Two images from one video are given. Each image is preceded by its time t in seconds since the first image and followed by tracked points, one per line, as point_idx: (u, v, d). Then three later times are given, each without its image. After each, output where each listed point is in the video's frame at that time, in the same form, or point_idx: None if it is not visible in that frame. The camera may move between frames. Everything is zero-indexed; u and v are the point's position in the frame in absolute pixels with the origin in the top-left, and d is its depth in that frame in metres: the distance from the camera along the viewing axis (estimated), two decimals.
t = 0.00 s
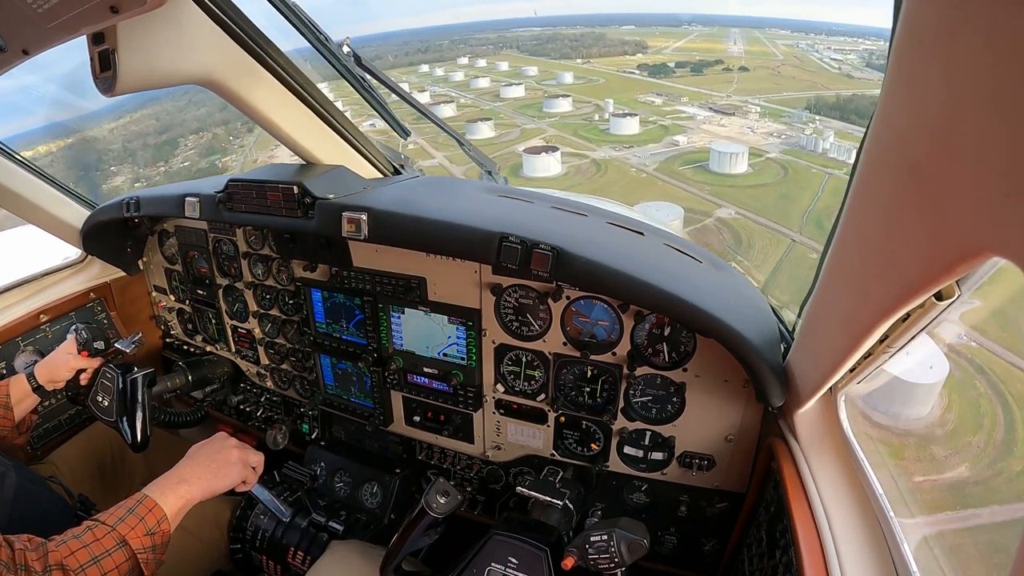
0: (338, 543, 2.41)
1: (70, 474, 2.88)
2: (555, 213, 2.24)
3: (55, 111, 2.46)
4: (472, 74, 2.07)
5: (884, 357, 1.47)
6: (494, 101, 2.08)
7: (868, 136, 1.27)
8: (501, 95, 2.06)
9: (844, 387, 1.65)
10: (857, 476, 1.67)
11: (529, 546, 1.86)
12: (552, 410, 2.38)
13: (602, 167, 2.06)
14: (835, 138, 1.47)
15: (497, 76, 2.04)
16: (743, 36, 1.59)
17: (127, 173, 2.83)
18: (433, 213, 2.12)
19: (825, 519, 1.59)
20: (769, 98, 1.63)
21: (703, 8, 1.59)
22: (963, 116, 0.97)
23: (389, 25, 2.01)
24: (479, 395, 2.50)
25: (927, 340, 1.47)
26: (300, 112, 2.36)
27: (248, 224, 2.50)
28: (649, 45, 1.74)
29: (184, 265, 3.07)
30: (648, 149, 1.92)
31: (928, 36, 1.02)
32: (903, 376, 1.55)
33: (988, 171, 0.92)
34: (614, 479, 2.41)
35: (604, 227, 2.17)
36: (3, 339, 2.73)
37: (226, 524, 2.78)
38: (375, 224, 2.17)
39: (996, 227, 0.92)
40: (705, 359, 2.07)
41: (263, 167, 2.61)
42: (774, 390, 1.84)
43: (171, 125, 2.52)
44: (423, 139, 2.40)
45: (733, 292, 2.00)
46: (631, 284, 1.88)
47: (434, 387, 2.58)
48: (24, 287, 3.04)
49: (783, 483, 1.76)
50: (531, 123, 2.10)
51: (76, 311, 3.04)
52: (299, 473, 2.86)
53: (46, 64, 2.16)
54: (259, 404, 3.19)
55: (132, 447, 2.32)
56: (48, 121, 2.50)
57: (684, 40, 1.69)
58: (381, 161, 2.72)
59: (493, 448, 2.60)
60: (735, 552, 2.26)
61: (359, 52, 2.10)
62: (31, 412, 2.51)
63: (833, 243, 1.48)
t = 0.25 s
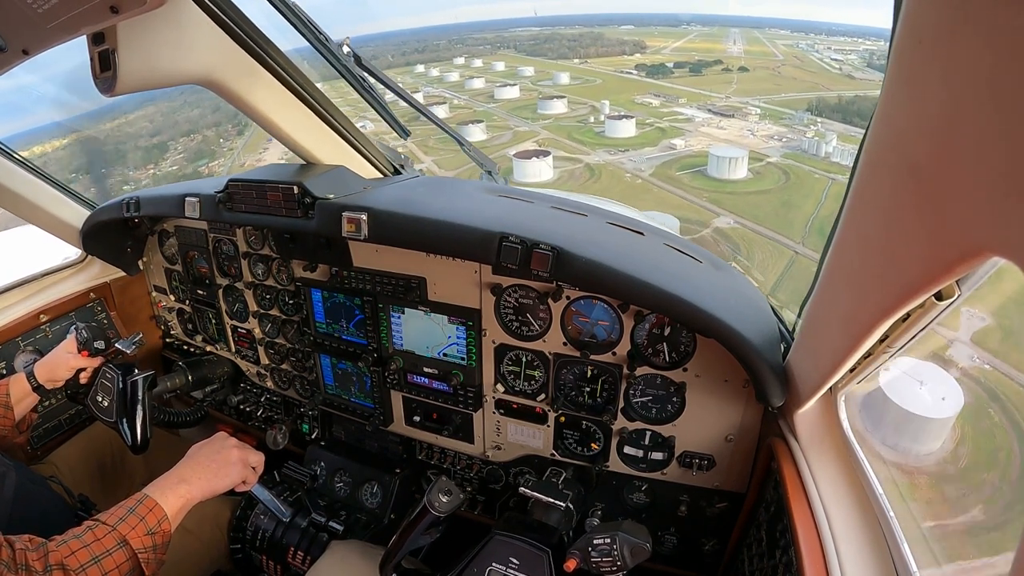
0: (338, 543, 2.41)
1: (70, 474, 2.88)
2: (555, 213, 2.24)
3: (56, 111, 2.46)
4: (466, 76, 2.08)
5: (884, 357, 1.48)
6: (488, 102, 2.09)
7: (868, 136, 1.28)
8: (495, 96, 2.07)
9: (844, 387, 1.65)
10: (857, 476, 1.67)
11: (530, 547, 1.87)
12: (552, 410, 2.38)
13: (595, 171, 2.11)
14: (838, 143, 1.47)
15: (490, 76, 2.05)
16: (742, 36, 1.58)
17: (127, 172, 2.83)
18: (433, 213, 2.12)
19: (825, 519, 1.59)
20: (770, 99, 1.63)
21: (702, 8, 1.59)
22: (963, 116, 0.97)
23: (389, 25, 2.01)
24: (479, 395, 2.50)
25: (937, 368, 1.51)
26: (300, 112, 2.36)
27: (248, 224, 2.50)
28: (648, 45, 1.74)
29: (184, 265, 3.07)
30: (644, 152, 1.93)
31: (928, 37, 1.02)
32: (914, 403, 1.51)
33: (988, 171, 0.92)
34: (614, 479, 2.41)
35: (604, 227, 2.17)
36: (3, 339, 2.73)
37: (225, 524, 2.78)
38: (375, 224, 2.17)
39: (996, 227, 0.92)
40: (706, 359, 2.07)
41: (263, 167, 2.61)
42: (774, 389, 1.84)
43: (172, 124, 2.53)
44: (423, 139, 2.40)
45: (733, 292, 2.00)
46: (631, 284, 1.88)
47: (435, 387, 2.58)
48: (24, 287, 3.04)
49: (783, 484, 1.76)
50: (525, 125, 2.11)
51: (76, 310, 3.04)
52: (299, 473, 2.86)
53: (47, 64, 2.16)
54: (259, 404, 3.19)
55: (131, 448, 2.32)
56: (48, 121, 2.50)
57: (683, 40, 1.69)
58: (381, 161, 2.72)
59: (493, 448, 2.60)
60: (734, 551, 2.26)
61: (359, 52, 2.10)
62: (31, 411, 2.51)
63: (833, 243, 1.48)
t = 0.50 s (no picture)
0: (338, 543, 2.41)
1: (70, 473, 2.88)
2: (555, 213, 2.24)
3: (56, 111, 2.46)
4: (461, 77, 2.10)
5: (884, 357, 1.47)
6: (482, 104, 2.11)
7: (868, 136, 1.27)
8: (490, 97, 2.09)
9: (844, 387, 1.65)
10: (857, 476, 1.67)
11: (531, 547, 1.87)
12: (552, 410, 2.38)
13: (588, 177, 2.15)
14: (841, 147, 1.45)
15: (484, 78, 2.08)
16: (742, 35, 1.58)
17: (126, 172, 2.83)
18: (433, 213, 2.12)
19: (826, 519, 1.59)
20: (771, 100, 1.63)
21: (704, 8, 1.59)
22: (963, 116, 0.97)
23: (390, 25, 2.01)
24: (479, 395, 2.50)
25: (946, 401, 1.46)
26: (300, 112, 2.36)
27: (248, 224, 2.50)
28: (647, 45, 1.74)
29: (185, 265, 3.07)
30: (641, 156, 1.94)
31: (928, 36, 1.02)
32: (927, 443, 1.46)
33: (988, 172, 0.92)
34: (614, 479, 2.41)
35: (604, 227, 2.17)
36: (3, 339, 2.73)
37: (225, 524, 2.78)
38: (375, 224, 2.17)
39: (996, 227, 0.92)
40: (706, 358, 2.07)
41: (263, 167, 2.61)
42: (774, 389, 1.84)
43: (172, 124, 2.53)
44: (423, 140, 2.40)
45: (733, 292, 2.00)
46: (631, 284, 1.88)
47: (435, 387, 2.58)
48: (25, 287, 3.04)
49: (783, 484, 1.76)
50: (518, 128, 2.13)
51: (76, 310, 3.04)
52: (299, 473, 2.86)
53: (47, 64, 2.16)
54: (259, 404, 3.19)
55: (131, 448, 2.32)
56: (48, 121, 2.50)
57: (683, 40, 1.69)
58: (381, 161, 2.72)
59: (493, 448, 2.60)
60: (735, 551, 2.26)
61: (359, 52, 2.10)
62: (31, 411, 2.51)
63: (833, 243, 1.48)
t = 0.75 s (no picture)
0: (338, 543, 2.41)
1: (69, 473, 2.88)
2: (555, 213, 2.24)
3: (56, 111, 2.46)
4: (457, 78, 2.10)
5: (885, 357, 1.47)
6: (476, 106, 2.12)
7: (868, 136, 1.27)
8: (484, 99, 2.09)
9: (844, 387, 1.65)
10: (857, 476, 1.67)
11: (531, 548, 1.87)
12: (552, 410, 2.38)
13: (582, 183, 2.22)
14: (844, 150, 1.44)
15: (480, 79, 2.08)
16: (742, 35, 1.58)
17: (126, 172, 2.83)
18: (433, 213, 2.12)
19: (826, 519, 1.59)
20: (771, 101, 1.62)
21: (704, 7, 1.60)
22: (963, 116, 0.97)
23: (391, 25, 2.01)
24: (479, 395, 2.50)
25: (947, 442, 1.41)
26: (300, 113, 2.36)
27: (248, 224, 2.50)
28: (646, 45, 1.74)
29: (184, 265, 3.07)
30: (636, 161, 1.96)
31: (928, 37, 1.02)
32: (941, 489, 1.41)
33: (988, 172, 0.92)
34: (614, 479, 2.41)
35: (604, 227, 2.17)
36: (3, 339, 2.73)
37: (225, 524, 2.78)
38: (375, 224, 2.17)
39: (996, 227, 0.92)
40: (706, 359, 2.07)
41: (263, 167, 2.61)
42: (774, 389, 1.84)
43: (172, 124, 2.53)
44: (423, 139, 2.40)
45: (733, 292, 2.00)
46: (631, 284, 1.88)
47: (435, 387, 2.58)
48: (25, 287, 3.04)
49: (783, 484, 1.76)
50: (511, 131, 2.14)
51: (76, 310, 3.04)
52: (299, 473, 2.86)
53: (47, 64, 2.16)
54: (259, 404, 3.19)
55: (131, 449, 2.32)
56: (49, 121, 2.49)
57: (682, 40, 1.69)
58: (381, 161, 2.72)
59: (493, 448, 2.60)
60: (734, 552, 2.26)
61: (359, 52, 2.11)
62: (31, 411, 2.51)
63: (833, 243, 1.48)
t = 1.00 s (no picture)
0: (338, 543, 2.41)
1: (69, 473, 2.88)
2: (555, 213, 2.24)
3: (57, 112, 2.45)
4: (451, 80, 2.11)
5: (885, 357, 1.47)
6: (470, 108, 2.12)
7: (868, 136, 1.27)
8: (478, 101, 2.09)
9: (845, 387, 1.65)
10: (858, 476, 1.67)
11: (531, 548, 1.87)
12: (552, 410, 2.38)
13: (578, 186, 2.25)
14: (848, 153, 1.43)
15: (476, 80, 2.08)
16: (742, 34, 1.57)
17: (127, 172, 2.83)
18: (433, 213, 2.12)
19: (826, 519, 1.59)
20: (771, 101, 1.61)
21: (702, 7, 1.60)
22: (963, 115, 0.97)
23: (391, 26, 2.01)
24: (479, 395, 2.50)
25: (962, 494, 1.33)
26: (300, 113, 2.36)
27: (248, 224, 2.50)
28: (644, 45, 1.74)
29: (185, 265, 3.07)
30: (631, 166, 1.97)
31: (928, 37, 1.02)
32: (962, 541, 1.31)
33: (988, 171, 0.92)
34: (614, 479, 2.41)
35: (604, 227, 2.17)
36: (4, 339, 2.74)
37: (225, 524, 2.78)
38: (375, 224, 2.17)
39: (996, 227, 0.92)
40: (706, 359, 2.07)
41: (263, 168, 2.61)
42: (774, 389, 1.84)
43: (173, 125, 2.53)
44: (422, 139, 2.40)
45: (733, 292, 2.00)
46: (631, 284, 1.88)
47: (435, 388, 2.58)
48: (25, 287, 3.03)
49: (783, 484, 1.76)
50: (504, 134, 2.15)
51: (76, 310, 3.04)
52: (299, 473, 2.86)
53: (48, 65, 2.16)
54: (259, 404, 3.20)
55: (132, 449, 2.32)
56: (49, 122, 2.50)
57: (682, 40, 1.68)
58: (381, 161, 2.71)
59: (493, 448, 2.60)
60: (735, 552, 2.26)
61: (359, 52, 2.11)
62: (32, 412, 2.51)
63: (833, 243, 1.48)
